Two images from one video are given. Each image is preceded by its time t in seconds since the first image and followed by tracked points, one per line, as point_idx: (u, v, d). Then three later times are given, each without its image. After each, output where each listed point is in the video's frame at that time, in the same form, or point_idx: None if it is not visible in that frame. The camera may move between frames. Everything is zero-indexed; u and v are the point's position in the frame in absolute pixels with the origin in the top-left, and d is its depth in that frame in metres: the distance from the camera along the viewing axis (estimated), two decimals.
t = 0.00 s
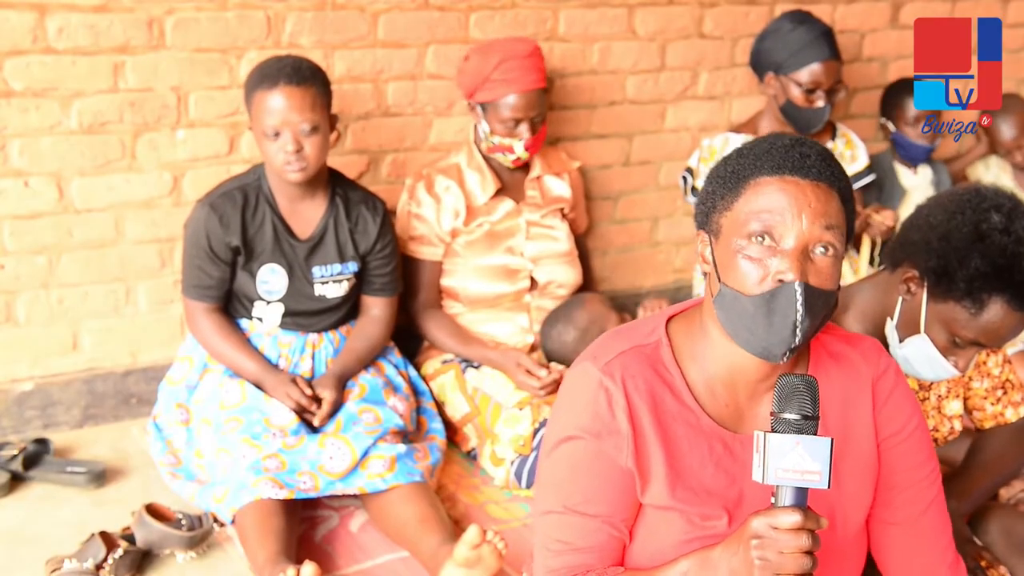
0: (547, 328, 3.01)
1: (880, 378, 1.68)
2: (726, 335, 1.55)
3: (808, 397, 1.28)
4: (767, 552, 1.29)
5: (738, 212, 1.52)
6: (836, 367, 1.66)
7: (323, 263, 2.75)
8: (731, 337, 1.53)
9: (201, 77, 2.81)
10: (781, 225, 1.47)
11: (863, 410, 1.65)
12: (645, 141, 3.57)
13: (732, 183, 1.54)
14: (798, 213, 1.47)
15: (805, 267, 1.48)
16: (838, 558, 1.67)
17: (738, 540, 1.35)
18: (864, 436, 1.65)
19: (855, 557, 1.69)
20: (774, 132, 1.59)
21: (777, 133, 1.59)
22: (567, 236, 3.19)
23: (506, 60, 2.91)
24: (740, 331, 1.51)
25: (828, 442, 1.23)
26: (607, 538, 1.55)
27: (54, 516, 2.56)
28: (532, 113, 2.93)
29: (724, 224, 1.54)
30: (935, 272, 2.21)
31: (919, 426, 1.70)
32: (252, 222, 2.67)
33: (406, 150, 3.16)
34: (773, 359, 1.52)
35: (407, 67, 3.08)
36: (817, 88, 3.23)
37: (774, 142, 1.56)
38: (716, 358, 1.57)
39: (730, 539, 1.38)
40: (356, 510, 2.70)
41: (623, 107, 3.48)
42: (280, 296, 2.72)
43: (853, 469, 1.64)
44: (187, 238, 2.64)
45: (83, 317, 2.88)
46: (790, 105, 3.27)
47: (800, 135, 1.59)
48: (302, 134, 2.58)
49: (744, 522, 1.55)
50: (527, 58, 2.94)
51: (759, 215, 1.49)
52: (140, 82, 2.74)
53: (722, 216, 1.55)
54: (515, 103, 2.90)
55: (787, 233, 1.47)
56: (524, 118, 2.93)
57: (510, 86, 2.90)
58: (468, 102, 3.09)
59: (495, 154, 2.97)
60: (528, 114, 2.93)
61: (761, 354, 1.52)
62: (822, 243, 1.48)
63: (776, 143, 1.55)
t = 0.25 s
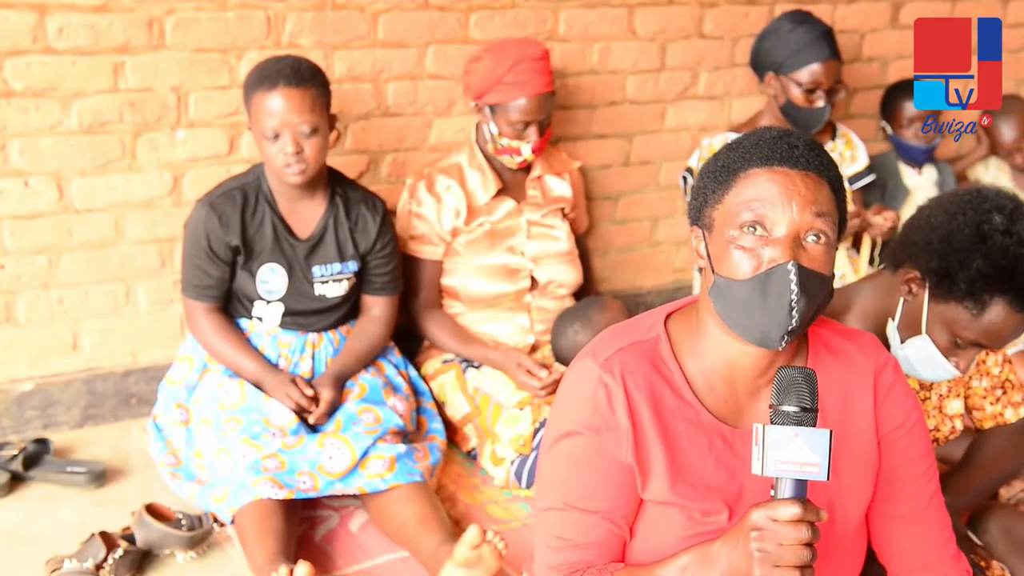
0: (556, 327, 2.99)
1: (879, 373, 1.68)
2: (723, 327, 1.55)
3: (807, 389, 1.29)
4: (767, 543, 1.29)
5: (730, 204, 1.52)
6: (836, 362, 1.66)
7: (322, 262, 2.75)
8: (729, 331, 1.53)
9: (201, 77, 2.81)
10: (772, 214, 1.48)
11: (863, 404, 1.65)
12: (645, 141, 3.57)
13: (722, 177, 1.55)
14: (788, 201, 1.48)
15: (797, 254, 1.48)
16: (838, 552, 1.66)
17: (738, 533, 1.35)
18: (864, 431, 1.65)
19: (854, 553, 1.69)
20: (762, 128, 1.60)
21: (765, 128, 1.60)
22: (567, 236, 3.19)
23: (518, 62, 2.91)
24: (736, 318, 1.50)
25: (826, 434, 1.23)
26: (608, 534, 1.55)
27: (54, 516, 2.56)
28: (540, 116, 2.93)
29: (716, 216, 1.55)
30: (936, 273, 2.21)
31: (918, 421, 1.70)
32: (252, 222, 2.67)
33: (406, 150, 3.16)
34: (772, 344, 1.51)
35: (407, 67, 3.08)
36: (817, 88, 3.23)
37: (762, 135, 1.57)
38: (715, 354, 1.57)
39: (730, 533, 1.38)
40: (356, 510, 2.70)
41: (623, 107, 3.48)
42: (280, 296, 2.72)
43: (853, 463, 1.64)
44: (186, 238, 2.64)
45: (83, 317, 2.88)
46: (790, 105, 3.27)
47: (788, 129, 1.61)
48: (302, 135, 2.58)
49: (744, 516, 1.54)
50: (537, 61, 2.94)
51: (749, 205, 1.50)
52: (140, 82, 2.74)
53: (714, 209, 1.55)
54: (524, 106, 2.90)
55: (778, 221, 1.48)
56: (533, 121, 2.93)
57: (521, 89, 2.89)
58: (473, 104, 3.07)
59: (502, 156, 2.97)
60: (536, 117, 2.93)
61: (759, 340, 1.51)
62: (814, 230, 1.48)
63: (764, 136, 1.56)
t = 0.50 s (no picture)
0: (557, 327, 2.99)
1: (881, 374, 1.68)
2: (720, 331, 1.55)
3: (805, 388, 1.29)
4: (765, 542, 1.29)
5: (730, 214, 1.52)
6: (837, 363, 1.66)
7: (322, 261, 2.75)
8: (727, 334, 1.53)
9: (201, 78, 2.81)
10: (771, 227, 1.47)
11: (864, 405, 1.65)
12: (645, 141, 3.57)
13: (722, 185, 1.54)
14: (787, 214, 1.47)
15: (796, 267, 1.47)
16: (837, 553, 1.66)
17: (737, 531, 1.35)
18: (864, 431, 1.65)
19: (852, 554, 1.69)
20: (764, 129, 1.58)
21: (768, 130, 1.58)
22: (567, 236, 3.19)
23: (523, 61, 2.91)
24: (734, 328, 1.51)
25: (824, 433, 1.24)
26: (608, 533, 1.55)
27: (54, 516, 2.56)
28: (544, 114, 2.93)
29: (716, 225, 1.54)
30: (937, 274, 2.21)
31: (918, 423, 1.70)
32: (251, 221, 2.67)
33: (406, 150, 3.16)
34: (770, 355, 1.52)
35: (407, 67, 3.08)
36: (817, 88, 3.23)
37: (763, 140, 1.55)
38: (717, 355, 1.57)
39: (730, 530, 1.38)
40: (356, 510, 2.70)
41: (623, 107, 3.48)
42: (280, 295, 2.72)
43: (853, 463, 1.64)
44: (186, 237, 2.64)
45: (83, 317, 2.88)
46: (790, 105, 3.27)
47: (791, 131, 1.59)
48: (302, 136, 2.58)
49: (744, 515, 1.54)
50: (540, 60, 2.94)
51: (749, 217, 1.49)
52: (140, 82, 2.74)
53: (715, 218, 1.55)
54: (527, 103, 2.89)
55: (777, 235, 1.47)
56: (537, 119, 2.93)
57: (525, 87, 2.89)
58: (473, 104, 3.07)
59: (505, 154, 2.96)
60: (541, 115, 2.93)
61: (757, 350, 1.52)
62: (813, 243, 1.48)
63: (765, 142, 1.54)
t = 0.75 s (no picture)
0: (557, 327, 2.99)
1: (885, 380, 1.68)
2: (724, 334, 1.56)
3: (811, 395, 1.28)
4: (769, 549, 1.29)
5: (741, 224, 1.51)
6: (842, 368, 1.66)
7: (322, 259, 2.75)
8: (731, 341, 1.54)
9: (201, 78, 2.81)
10: (782, 240, 1.47)
11: (868, 411, 1.65)
12: (645, 141, 3.57)
13: (735, 192, 1.54)
14: (799, 227, 1.47)
15: (804, 281, 1.48)
16: (840, 558, 1.66)
17: (741, 538, 1.35)
18: (868, 437, 1.65)
19: (855, 559, 1.69)
20: (782, 137, 1.58)
21: (785, 138, 1.57)
22: (567, 236, 3.19)
23: (523, 61, 2.91)
24: (740, 338, 1.52)
25: (830, 442, 1.24)
26: (612, 536, 1.55)
27: (54, 516, 2.56)
28: (545, 114, 2.93)
29: (727, 233, 1.54)
30: (937, 274, 2.21)
31: (922, 429, 1.70)
32: (251, 218, 2.67)
33: (406, 150, 3.16)
34: (774, 367, 1.52)
35: (407, 67, 3.08)
36: (817, 87, 3.23)
37: (779, 149, 1.55)
38: (723, 359, 1.57)
39: (734, 537, 1.38)
40: (356, 510, 2.70)
41: (623, 107, 3.48)
42: (279, 292, 2.72)
43: (857, 469, 1.64)
44: (185, 235, 2.64)
45: (83, 317, 2.88)
46: (790, 104, 3.27)
47: (809, 139, 1.58)
48: (302, 139, 2.58)
49: (747, 521, 1.54)
50: (539, 60, 2.94)
51: (761, 228, 1.49)
52: (140, 82, 2.74)
53: (726, 225, 1.55)
54: (528, 103, 2.89)
55: (788, 247, 1.47)
56: (538, 119, 2.93)
57: (525, 87, 2.89)
58: (473, 104, 3.07)
59: (506, 154, 2.96)
60: (541, 115, 2.93)
61: (761, 362, 1.53)
62: (823, 257, 1.48)
63: (781, 152, 1.53)
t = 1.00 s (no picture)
0: (557, 326, 2.99)
1: (885, 381, 1.68)
2: (723, 334, 1.57)
3: (813, 398, 1.27)
4: (773, 552, 1.29)
5: (741, 226, 1.51)
6: (842, 370, 1.66)
7: (322, 256, 2.75)
8: (731, 342, 1.55)
9: (201, 78, 2.81)
10: (782, 242, 1.47)
11: (868, 412, 1.65)
12: (645, 141, 3.56)
13: (735, 194, 1.54)
14: (799, 229, 1.47)
15: (805, 283, 1.48)
16: (840, 559, 1.66)
17: (744, 541, 1.35)
18: (868, 439, 1.65)
19: (855, 560, 1.69)
20: (780, 138, 1.58)
21: (784, 140, 1.57)
22: (567, 236, 3.19)
23: (522, 60, 2.91)
24: (742, 340, 1.52)
25: (833, 444, 1.23)
26: (613, 539, 1.55)
27: (54, 516, 2.56)
28: (545, 114, 2.93)
29: (727, 235, 1.54)
30: (936, 272, 2.21)
31: (922, 430, 1.70)
32: (250, 216, 2.67)
33: (406, 150, 3.16)
34: (775, 369, 1.53)
35: (406, 67, 3.08)
36: (817, 87, 3.23)
37: (778, 151, 1.55)
38: (723, 361, 1.57)
39: (735, 540, 1.39)
40: (356, 510, 2.70)
41: (623, 107, 3.48)
42: (279, 290, 2.72)
43: (857, 471, 1.64)
44: (184, 233, 2.64)
45: (83, 317, 2.88)
46: (790, 104, 3.27)
47: (808, 140, 1.58)
48: (302, 143, 2.58)
49: (747, 524, 1.54)
50: (539, 60, 2.94)
51: (760, 230, 1.49)
52: (140, 82, 2.74)
53: (726, 227, 1.55)
54: (528, 103, 2.89)
55: (788, 250, 1.47)
56: (537, 119, 2.93)
57: (525, 86, 2.89)
58: (473, 104, 3.07)
59: (506, 155, 2.96)
60: (541, 114, 2.93)
61: (763, 363, 1.53)
62: (824, 259, 1.48)
63: (780, 154, 1.54)
